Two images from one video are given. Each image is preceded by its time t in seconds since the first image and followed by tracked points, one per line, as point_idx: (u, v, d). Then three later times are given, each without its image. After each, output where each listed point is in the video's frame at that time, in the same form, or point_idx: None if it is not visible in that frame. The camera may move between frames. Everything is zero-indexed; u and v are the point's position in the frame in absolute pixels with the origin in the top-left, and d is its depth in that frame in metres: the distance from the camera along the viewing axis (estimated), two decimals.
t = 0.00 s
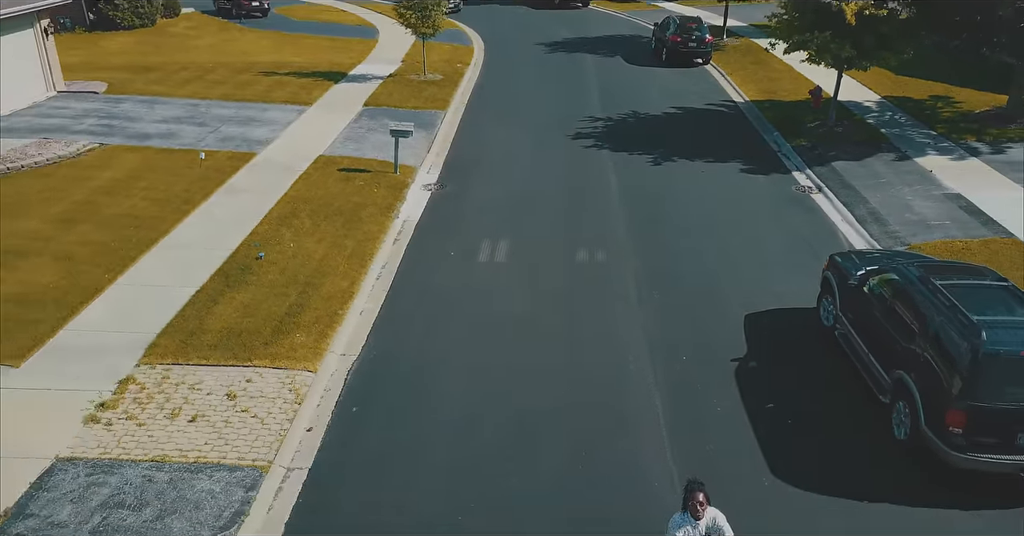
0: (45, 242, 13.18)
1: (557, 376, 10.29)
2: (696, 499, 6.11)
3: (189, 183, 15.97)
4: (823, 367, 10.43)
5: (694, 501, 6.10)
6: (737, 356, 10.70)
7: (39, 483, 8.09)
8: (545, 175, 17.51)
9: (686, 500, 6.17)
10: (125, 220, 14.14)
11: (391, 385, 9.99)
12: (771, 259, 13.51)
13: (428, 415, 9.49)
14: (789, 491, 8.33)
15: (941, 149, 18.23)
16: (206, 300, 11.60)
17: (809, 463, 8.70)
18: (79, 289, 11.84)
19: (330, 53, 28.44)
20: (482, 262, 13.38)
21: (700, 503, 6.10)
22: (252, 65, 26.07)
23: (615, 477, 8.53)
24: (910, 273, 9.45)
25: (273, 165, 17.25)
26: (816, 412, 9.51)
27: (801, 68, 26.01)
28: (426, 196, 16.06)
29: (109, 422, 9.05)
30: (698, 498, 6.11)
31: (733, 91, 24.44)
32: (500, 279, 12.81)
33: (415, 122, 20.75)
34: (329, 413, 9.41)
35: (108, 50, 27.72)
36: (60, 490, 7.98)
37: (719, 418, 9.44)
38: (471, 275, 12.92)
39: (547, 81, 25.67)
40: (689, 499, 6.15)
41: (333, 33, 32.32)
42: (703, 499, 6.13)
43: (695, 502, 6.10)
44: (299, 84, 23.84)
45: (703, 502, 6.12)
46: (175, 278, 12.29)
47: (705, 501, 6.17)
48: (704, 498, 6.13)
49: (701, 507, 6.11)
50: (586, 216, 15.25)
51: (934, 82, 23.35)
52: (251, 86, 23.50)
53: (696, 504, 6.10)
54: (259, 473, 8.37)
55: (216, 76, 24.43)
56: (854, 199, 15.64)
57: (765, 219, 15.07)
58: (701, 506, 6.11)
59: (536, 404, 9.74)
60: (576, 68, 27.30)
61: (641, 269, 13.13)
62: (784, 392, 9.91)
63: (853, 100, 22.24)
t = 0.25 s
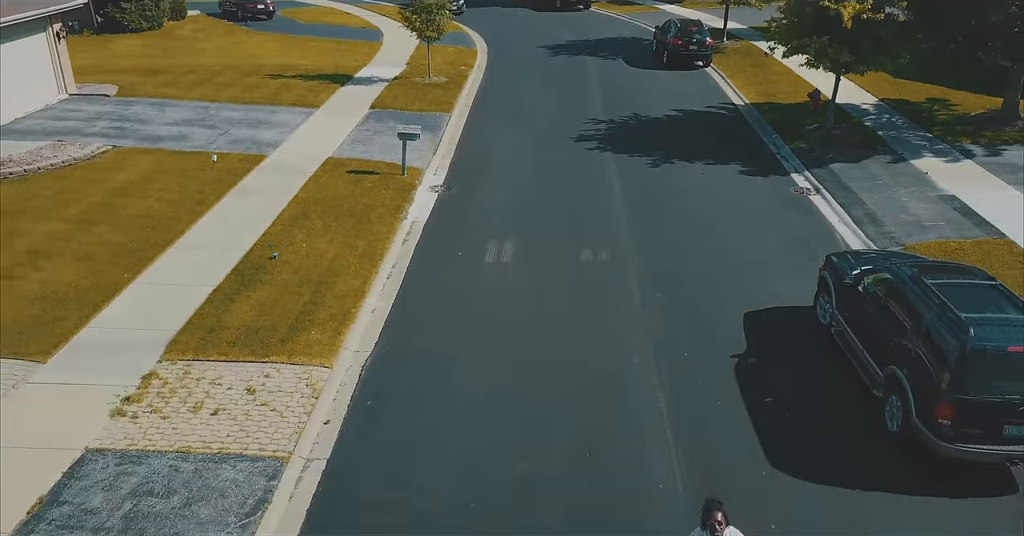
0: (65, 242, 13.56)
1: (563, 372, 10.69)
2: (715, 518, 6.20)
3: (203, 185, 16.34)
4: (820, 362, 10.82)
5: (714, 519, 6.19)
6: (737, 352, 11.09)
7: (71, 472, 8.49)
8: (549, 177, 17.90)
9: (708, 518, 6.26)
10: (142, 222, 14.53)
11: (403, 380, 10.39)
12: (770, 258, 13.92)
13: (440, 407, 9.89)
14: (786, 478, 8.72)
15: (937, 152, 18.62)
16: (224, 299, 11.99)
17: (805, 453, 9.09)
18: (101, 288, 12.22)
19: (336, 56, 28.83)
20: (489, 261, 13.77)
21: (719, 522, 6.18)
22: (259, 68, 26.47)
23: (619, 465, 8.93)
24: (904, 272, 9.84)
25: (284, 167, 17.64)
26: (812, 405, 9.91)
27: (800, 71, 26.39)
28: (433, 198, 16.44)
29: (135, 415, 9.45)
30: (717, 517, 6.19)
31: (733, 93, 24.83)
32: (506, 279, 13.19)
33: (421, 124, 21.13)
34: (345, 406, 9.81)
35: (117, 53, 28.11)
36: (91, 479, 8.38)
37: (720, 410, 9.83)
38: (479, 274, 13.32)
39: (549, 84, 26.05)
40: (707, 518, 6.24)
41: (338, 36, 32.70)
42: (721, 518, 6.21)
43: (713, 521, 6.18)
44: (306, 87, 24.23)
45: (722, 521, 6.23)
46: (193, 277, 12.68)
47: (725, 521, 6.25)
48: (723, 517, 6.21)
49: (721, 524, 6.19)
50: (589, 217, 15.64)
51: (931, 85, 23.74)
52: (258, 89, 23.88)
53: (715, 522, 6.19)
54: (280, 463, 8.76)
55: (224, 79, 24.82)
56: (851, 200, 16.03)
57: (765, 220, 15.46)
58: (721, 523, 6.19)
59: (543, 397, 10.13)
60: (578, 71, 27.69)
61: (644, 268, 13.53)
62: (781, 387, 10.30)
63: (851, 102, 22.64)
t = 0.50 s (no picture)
0: (83, 241, 13.94)
1: (567, 367, 11.06)
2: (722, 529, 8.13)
3: (214, 186, 16.70)
4: (816, 358, 11.19)
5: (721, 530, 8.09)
6: (736, 348, 11.46)
7: (97, 462, 8.86)
8: (552, 177, 18.26)
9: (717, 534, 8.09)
10: (155, 221, 14.90)
11: (413, 374, 10.75)
12: (768, 257, 14.28)
13: (449, 400, 10.25)
14: (782, 467, 9.08)
15: (933, 153, 18.99)
16: (238, 296, 12.36)
17: (801, 444, 9.46)
18: (118, 286, 12.60)
19: (340, 57, 29.17)
20: (494, 260, 14.13)
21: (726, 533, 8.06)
22: (265, 69, 26.82)
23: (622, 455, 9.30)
24: (896, 271, 10.20)
25: (292, 168, 18.01)
26: (808, 399, 10.28)
27: (799, 73, 26.74)
28: (439, 198, 16.81)
29: (156, 408, 9.82)
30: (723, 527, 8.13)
31: (732, 95, 25.19)
32: (511, 277, 13.55)
33: (426, 126, 21.50)
34: (357, 400, 10.17)
35: (124, 55, 28.46)
36: (116, 468, 8.75)
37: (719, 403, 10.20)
38: (484, 273, 13.68)
39: (552, 85, 26.40)
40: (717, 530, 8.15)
41: (341, 38, 33.06)
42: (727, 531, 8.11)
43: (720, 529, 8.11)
44: (312, 89, 24.60)
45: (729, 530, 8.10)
46: (207, 275, 13.05)
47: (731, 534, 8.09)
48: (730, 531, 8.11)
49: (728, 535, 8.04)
50: (591, 217, 16.01)
51: (928, 87, 24.10)
52: (265, 90, 24.24)
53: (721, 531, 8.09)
54: (296, 453, 9.12)
55: (231, 80, 25.17)
56: (848, 201, 16.39)
57: (763, 220, 15.82)
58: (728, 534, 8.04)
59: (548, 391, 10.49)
60: (580, 72, 28.04)
61: (645, 267, 13.89)
62: (778, 381, 10.67)
63: (849, 104, 23.00)
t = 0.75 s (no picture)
0: (101, 241, 14.35)
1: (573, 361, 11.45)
2: None
3: (226, 187, 17.11)
4: (813, 353, 11.59)
5: None
6: (736, 344, 11.87)
7: (125, 451, 9.26)
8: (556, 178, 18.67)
9: None
10: (171, 221, 15.31)
11: (424, 369, 11.15)
12: (767, 256, 14.68)
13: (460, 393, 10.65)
14: (780, 457, 9.49)
15: (928, 154, 19.39)
16: (254, 293, 12.77)
17: (798, 435, 9.86)
18: (137, 284, 13.00)
19: (346, 60, 29.59)
20: (501, 259, 14.53)
21: None
22: (272, 72, 27.22)
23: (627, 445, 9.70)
24: (890, 270, 10.60)
25: (302, 169, 18.41)
26: (806, 392, 10.68)
27: (798, 75, 27.15)
28: (446, 199, 17.22)
29: (179, 401, 10.22)
30: None
31: (732, 97, 25.60)
32: (518, 276, 13.96)
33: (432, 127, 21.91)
34: (372, 393, 10.57)
35: (133, 57, 28.87)
36: (144, 457, 9.16)
37: (719, 396, 10.60)
38: (492, 271, 14.08)
39: (555, 87, 26.81)
40: None
41: (346, 40, 33.45)
42: None
43: None
44: (319, 91, 25.00)
45: None
46: (223, 273, 13.46)
47: None
48: None
49: None
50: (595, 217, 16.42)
51: (924, 89, 24.51)
52: (273, 92, 24.65)
53: None
54: (314, 443, 9.53)
55: (239, 82, 25.58)
56: (845, 201, 16.79)
57: (763, 220, 16.23)
58: None
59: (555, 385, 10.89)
60: (582, 74, 28.45)
61: (647, 266, 14.30)
62: (777, 375, 11.08)
63: (847, 106, 23.41)
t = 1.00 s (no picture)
0: (116, 241, 14.69)
1: (579, 358, 11.79)
2: None
3: (237, 188, 17.46)
4: (812, 350, 11.93)
5: None
6: (736, 341, 12.21)
7: (148, 445, 9.61)
8: (560, 179, 19.02)
9: None
10: (184, 222, 15.66)
11: (434, 366, 11.50)
12: (767, 256, 15.02)
13: (469, 389, 10.99)
14: (780, 450, 9.82)
15: (925, 156, 19.73)
16: (267, 293, 13.12)
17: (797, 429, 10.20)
18: (154, 283, 13.35)
19: (350, 62, 29.94)
20: (507, 259, 14.88)
21: None
22: (278, 74, 27.57)
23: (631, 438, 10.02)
24: (886, 269, 10.95)
25: (310, 170, 18.76)
26: (804, 388, 11.02)
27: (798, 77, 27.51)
28: (452, 200, 17.57)
29: (198, 396, 10.57)
30: None
31: (733, 99, 25.95)
32: (524, 275, 14.30)
33: (437, 130, 22.26)
34: (384, 389, 10.92)
35: (140, 59, 29.22)
36: (166, 450, 9.51)
37: (720, 392, 10.95)
38: (498, 271, 14.43)
39: (557, 89, 27.17)
40: None
41: (351, 42, 33.80)
42: None
43: None
44: (325, 93, 25.35)
45: None
46: (237, 273, 13.81)
47: None
48: None
49: None
50: (599, 218, 16.76)
51: (922, 92, 24.86)
52: (279, 94, 25.00)
53: None
54: (330, 437, 9.87)
55: (246, 85, 25.93)
56: (844, 203, 17.13)
57: (763, 221, 16.57)
58: None
59: (561, 380, 11.22)
60: (584, 76, 28.81)
61: (650, 266, 14.65)
62: (776, 372, 11.42)
63: (846, 108, 23.75)
